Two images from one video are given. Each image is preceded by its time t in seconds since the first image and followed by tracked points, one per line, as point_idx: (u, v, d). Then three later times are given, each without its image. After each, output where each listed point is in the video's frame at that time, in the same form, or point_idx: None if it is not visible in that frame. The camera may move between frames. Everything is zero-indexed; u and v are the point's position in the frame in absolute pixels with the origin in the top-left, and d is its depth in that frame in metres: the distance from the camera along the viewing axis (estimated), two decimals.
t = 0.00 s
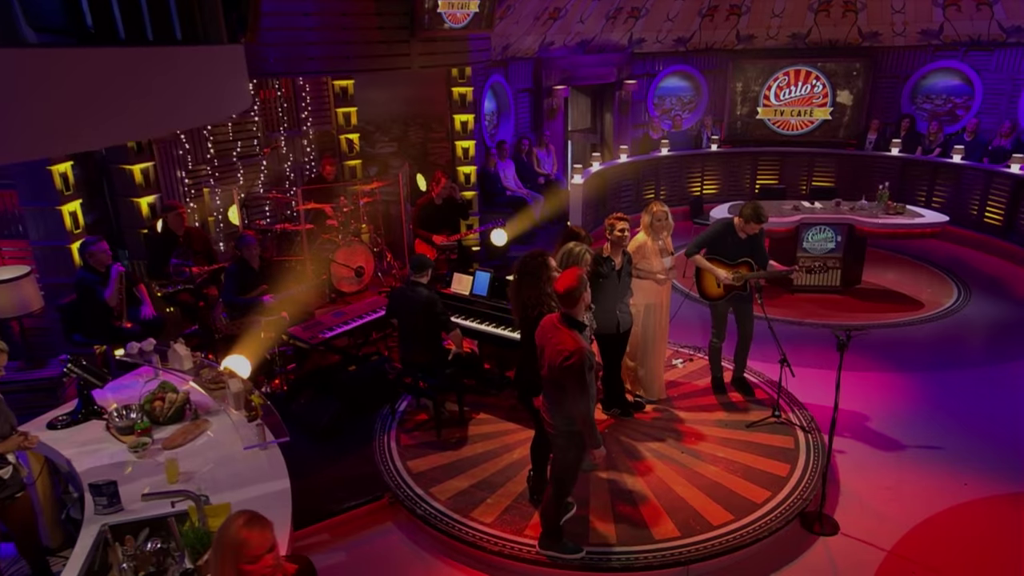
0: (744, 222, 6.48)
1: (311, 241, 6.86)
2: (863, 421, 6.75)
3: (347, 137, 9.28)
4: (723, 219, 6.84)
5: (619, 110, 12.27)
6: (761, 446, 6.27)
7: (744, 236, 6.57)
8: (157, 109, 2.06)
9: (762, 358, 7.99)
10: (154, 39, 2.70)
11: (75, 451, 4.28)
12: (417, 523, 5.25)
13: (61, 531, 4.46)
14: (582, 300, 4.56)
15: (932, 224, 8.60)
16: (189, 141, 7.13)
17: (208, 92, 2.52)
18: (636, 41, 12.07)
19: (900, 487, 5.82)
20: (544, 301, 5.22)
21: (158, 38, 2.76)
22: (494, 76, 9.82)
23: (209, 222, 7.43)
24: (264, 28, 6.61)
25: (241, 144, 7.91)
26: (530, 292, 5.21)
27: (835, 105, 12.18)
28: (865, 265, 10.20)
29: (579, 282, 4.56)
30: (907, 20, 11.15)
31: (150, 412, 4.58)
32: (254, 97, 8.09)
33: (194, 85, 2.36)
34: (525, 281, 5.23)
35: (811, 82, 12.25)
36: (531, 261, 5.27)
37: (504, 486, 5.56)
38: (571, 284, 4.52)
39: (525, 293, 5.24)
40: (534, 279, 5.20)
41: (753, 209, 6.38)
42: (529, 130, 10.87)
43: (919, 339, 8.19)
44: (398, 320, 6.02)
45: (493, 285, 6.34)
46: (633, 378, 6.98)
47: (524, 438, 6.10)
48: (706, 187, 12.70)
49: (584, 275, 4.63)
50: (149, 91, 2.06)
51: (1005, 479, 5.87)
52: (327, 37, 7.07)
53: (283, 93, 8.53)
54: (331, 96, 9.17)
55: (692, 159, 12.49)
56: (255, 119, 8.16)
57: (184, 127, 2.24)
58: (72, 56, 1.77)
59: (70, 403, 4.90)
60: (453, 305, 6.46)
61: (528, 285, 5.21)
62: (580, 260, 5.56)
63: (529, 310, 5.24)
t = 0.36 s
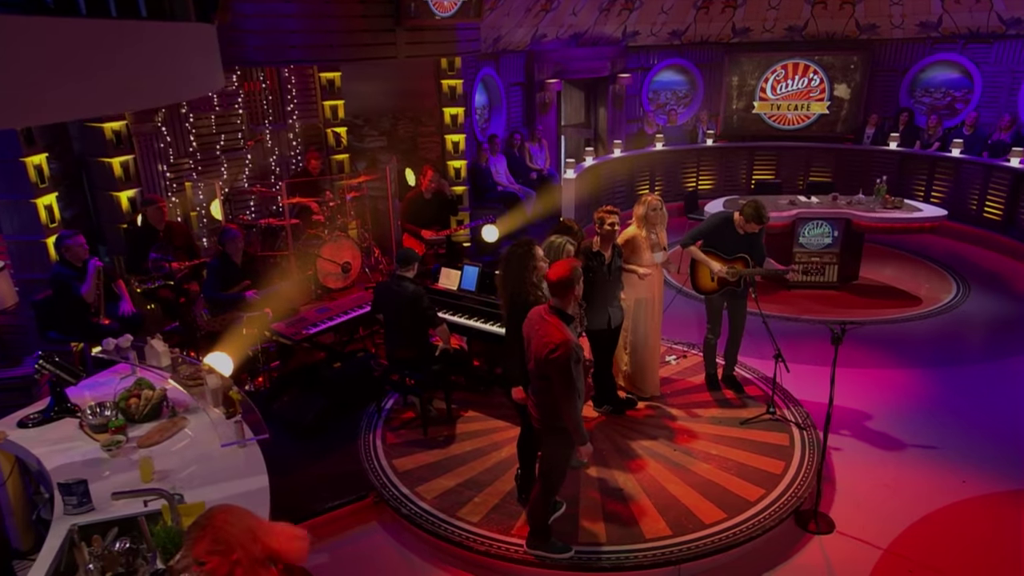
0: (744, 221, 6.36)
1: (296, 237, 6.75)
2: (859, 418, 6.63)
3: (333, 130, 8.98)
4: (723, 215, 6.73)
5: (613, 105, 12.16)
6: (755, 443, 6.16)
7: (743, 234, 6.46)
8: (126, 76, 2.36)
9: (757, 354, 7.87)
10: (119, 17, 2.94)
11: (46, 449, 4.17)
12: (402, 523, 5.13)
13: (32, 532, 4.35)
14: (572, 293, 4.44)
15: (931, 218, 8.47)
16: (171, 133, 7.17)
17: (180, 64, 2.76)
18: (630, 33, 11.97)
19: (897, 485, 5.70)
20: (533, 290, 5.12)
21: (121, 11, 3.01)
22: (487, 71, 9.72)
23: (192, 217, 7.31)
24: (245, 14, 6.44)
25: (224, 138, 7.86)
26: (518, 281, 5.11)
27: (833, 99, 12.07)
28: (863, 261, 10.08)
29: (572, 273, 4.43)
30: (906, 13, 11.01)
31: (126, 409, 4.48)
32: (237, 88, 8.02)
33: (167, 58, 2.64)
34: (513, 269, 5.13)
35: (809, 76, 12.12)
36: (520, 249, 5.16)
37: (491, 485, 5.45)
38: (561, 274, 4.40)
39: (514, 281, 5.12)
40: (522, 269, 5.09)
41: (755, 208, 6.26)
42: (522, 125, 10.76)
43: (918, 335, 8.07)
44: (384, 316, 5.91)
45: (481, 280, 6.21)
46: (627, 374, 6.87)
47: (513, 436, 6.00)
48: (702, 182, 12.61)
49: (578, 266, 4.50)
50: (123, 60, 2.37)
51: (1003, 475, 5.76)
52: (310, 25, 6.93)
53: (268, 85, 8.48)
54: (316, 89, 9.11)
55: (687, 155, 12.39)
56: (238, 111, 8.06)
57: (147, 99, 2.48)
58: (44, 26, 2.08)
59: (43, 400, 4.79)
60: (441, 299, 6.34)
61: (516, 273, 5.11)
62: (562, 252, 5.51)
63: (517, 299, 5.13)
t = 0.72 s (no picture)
0: (744, 219, 6.24)
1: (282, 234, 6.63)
2: (857, 417, 6.49)
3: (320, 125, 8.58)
4: (720, 210, 6.62)
5: (608, 102, 12.07)
6: (750, 442, 6.03)
7: (742, 231, 6.35)
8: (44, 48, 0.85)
9: (752, 352, 7.74)
10: None
11: (17, 449, 4.06)
12: (388, 525, 5.02)
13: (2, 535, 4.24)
14: (557, 288, 4.32)
15: (930, 215, 8.34)
16: (152, 128, 7.11)
17: (184, 31, 1.38)
18: (624, 28, 11.76)
19: (895, 485, 5.57)
20: (519, 282, 4.98)
21: None
22: (479, 66, 9.66)
23: (174, 213, 7.22)
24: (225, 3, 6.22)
25: (209, 132, 7.84)
26: (505, 272, 4.98)
27: (831, 95, 11.96)
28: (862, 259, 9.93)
29: (557, 267, 4.30)
30: (906, 7, 10.99)
31: (100, 408, 4.37)
32: (223, 82, 8.01)
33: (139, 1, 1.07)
34: (501, 261, 5.03)
35: (806, 71, 12.03)
36: (511, 241, 5.09)
37: (480, 486, 5.33)
38: (545, 268, 4.28)
39: (501, 272, 4.99)
40: (511, 260, 5.01)
41: (755, 207, 6.14)
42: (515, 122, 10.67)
43: (918, 333, 7.93)
44: (370, 314, 5.80)
45: (470, 276, 6.08)
46: (620, 373, 6.76)
47: (502, 436, 5.88)
48: (698, 179, 12.48)
49: (563, 260, 4.37)
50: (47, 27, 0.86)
51: (1004, 475, 5.62)
52: (293, 15, 6.79)
53: (254, 79, 8.47)
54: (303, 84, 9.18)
55: (683, 152, 12.27)
56: (223, 106, 8.06)
57: None
58: None
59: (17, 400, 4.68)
60: (429, 297, 6.23)
61: (505, 265, 5.00)
62: (550, 244, 5.38)
63: (502, 289, 4.99)
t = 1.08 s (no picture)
0: (738, 207, 6.15)
1: (266, 230, 6.52)
2: (854, 414, 6.36)
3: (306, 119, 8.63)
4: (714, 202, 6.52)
5: (601, 97, 11.98)
6: (744, 440, 5.90)
7: (737, 222, 6.25)
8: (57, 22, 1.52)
9: (747, 349, 7.61)
10: None
11: None
12: (371, 525, 4.89)
13: None
14: (545, 279, 4.17)
15: (929, 209, 8.23)
16: (132, 121, 7.19)
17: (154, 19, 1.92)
18: (619, 21, 11.68)
19: (892, 483, 5.44)
20: (503, 276, 4.84)
21: None
22: (469, 59, 9.50)
23: (155, 208, 7.15)
24: None
25: (190, 126, 7.83)
26: (490, 265, 4.85)
27: (828, 89, 11.87)
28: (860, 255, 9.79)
29: (546, 258, 4.17)
30: None
31: (72, 407, 4.26)
32: (204, 75, 7.92)
33: None
34: (487, 253, 4.88)
35: (802, 65, 11.92)
36: (497, 232, 4.95)
37: (466, 485, 5.21)
38: (535, 258, 4.14)
39: (486, 266, 4.86)
40: (496, 253, 4.86)
41: (747, 193, 6.06)
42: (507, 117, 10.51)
43: (917, 330, 7.79)
44: (355, 310, 5.69)
45: (457, 271, 5.98)
46: (610, 372, 6.61)
47: (490, 435, 5.76)
48: (694, 175, 12.35)
49: (553, 251, 4.26)
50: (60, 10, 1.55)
51: (1004, 473, 5.50)
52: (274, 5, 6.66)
53: (237, 71, 8.33)
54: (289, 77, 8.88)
55: (678, 148, 12.14)
56: (205, 99, 8.01)
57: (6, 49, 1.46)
58: None
59: None
60: (416, 293, 6.12)
61: (490, 258, 4.86)
62: (537, 237, 5.25)
63: (487, 283, 4.84)
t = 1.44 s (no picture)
0: (731, 198, 6.02)
1: (250, 225, 6.40)
2: (851, 412, 6.23)
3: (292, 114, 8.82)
4: (707, 195, 6.40)
5: (595, 92, 11.86)
6: (738, 438, 5.78)
7: (730, 214, 6.13)
8: None
9: (742, 346, 7.48)
10: None
11: None
12: (356, 528, 4.77)
13: None
14: (533, 271, 4.00)
15: (928, 204, 8.10)
16: (111, 114, 7.01)
17: None
18: (613, 15, 11.59)
19: (890, 482, 5.32)
20: (489, 273, 4.68)
21: None
22: (460, 54, 9.50)
23: (135, 203, 7.10)
24: None
25: (173, 120, 7.70)
26: (476, 259, 4.67)
27: (826, 84, 11.78)
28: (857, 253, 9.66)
29: (535, 251, 3.98)
30: None
31: (43, 405, 4.14)
32: (187, 67, 7.80)
33: None
34: (472, 248, 4.71)
35: (800, 60, 11.83)
36: (482, 227, 4.80)
37: (453, 485, 5.09)
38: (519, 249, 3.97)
39: (470, 263, 4.68)
40: (482, 248, 4.70)
41: (739, 182, 5.94)
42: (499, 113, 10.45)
43: (916, 327, 7.66)
44: (339, 306, 5.57)
45: (445, 266, 5.87)
46: (600, 369, 6.47)
47: (478, 434, 5.63)
48: (689, 172, 12.23)
49: (544, 243, 4.06)
50: None
51: (1002, 470, 5.38)
52: None
53: (221, 64, 8.22)
54: (274, 71, 8.84)
55: (673, 145, 12.02)
56: (188, 92, 7.88)
57: None
58: None
59: None
60: (402, 289, 6.00)
61: (474, 255, 4.68)
62: (523, 229, 5.15)
63: (473, 281, 4.68)
